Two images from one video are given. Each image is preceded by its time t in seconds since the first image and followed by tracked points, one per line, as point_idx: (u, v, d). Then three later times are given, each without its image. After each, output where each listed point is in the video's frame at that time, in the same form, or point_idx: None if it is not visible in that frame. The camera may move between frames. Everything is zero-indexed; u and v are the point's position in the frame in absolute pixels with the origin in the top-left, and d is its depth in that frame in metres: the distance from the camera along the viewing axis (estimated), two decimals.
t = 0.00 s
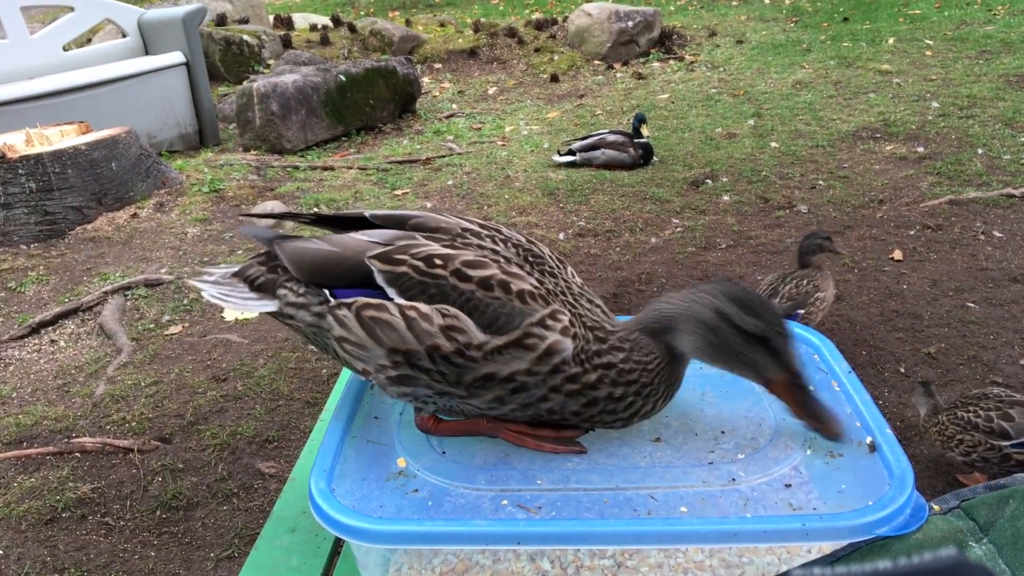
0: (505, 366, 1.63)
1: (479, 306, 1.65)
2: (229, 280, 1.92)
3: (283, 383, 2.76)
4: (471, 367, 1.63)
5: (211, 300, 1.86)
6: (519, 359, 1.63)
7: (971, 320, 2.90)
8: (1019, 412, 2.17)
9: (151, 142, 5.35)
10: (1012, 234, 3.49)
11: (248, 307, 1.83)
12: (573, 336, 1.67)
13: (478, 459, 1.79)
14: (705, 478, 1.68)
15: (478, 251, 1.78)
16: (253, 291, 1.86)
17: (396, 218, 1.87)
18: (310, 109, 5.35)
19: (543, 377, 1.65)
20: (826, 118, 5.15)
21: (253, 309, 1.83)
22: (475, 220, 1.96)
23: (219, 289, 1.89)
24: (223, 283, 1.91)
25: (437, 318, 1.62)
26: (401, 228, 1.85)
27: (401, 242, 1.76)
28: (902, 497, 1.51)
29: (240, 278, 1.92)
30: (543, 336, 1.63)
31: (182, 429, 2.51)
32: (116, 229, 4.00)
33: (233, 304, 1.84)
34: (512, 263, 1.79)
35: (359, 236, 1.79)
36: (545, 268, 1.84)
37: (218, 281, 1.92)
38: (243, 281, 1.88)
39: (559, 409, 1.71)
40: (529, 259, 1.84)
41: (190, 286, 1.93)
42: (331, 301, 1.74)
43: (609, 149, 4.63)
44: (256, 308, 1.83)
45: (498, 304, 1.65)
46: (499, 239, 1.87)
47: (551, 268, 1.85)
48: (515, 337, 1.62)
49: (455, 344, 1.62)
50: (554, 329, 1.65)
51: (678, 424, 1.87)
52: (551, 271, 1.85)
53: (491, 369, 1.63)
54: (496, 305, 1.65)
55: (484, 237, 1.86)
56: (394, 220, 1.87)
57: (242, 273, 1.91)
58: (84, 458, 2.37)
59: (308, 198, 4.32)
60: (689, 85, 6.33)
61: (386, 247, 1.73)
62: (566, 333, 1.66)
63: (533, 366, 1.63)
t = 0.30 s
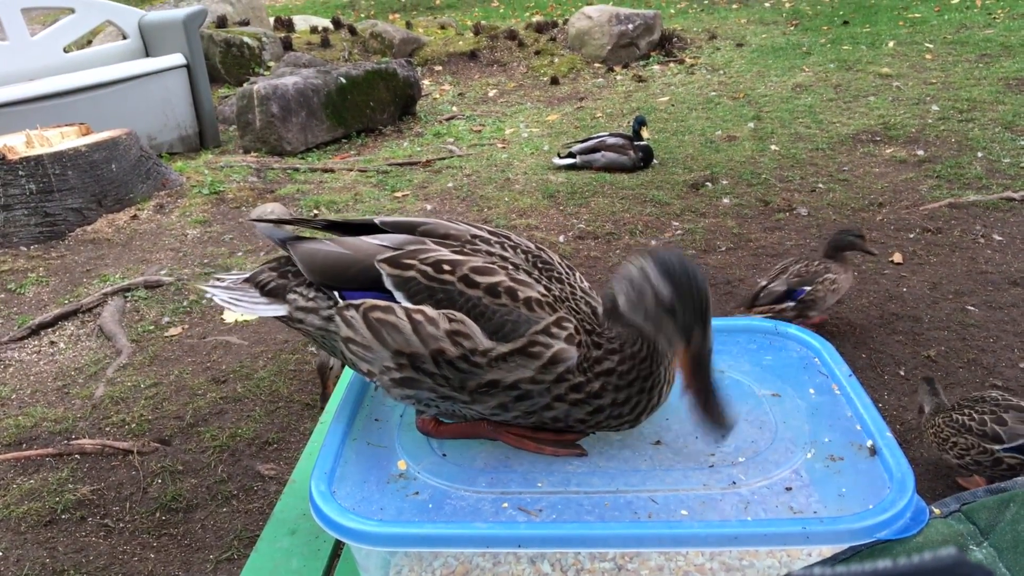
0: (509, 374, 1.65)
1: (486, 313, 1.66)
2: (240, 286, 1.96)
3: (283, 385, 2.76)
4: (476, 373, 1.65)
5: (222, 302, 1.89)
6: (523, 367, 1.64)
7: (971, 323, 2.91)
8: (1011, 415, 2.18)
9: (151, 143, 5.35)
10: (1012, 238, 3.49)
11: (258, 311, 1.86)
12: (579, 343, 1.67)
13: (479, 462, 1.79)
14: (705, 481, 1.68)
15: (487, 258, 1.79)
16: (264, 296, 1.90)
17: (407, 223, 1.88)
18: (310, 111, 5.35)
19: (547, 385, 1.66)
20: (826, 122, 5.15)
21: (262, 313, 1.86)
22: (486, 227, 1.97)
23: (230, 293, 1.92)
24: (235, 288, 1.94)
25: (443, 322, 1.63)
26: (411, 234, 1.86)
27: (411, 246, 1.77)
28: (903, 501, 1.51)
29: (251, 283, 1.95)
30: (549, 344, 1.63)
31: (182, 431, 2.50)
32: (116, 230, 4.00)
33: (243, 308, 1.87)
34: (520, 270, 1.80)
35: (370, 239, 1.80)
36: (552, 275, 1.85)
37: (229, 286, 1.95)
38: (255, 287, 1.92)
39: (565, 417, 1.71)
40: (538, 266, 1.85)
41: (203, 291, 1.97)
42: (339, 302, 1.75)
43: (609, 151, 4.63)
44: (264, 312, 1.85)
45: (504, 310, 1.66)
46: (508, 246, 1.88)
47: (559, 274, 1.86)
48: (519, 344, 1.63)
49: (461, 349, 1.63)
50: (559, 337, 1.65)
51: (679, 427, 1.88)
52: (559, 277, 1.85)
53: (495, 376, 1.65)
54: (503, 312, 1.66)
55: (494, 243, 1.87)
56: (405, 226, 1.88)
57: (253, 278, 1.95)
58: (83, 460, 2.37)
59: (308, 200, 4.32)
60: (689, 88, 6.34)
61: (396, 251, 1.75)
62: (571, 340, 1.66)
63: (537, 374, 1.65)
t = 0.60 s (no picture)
0: (509, 370, 1.61)
1: (491, 311, 1.64)
2: (241, 282, 1.98)
3: (284, 384, 2.76)
4: (480, 371, 1.63)
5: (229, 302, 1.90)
6: (522, 363, 1.60)
7: (972, 323, 2.90)
8: (1011, 412, 2.17)
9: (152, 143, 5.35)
10: (1013, 237, 3.49)
11: (260, 308, 1.89)
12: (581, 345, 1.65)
13: (480, 462, 1.79)
14: (707, 482, 1.68)
15: (492, 256, 1.78)
16: (267, 293, 1.92)
17: (414, 222, 1.89)
18: (311, 111, 5.35)
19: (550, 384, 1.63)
20: (827, 121, 5.15)
21: (265, 311, 1.88)
22: (493, 226, 1.96)
23: (232, 290, 1.94)
24: (235, 285, 1.96)
25: (449, 322, 1.62)
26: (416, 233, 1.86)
27: (417, 245, 1.77)
28: (905, 500, 1.51)
29: (253, 280, 1.97)
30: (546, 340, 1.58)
31: (183, 430, 2.51)
32: (117, 229, 4.01)
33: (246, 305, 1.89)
34: (524, 269, 1.79)
35: (377, 237, 1.80)
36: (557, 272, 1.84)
37: (231, 283, 1.97)
38: (257, 284, 1.94)
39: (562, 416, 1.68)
40: (542, 264, 1.85)
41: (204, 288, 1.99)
42: (343, 300, 1.76)
43: (610, 151, 4.63)
44: (267, 310, 1.88)
45: (510, 309, 1.64)
46: (513, 244, 1.88)
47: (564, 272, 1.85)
48: (518, 341, 1.60)
49: (466, 348, 1.62)
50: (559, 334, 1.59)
51: (680, 427, 1.88)
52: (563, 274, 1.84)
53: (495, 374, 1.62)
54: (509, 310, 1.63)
55: (499, 242, 1.88)
56: (411, 225, 1.88)
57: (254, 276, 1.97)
58: (85, 459, 2.37)
59: (309, 199, 4.32)
60: (690, 87, 6.33)
61: (402, 250, 1.75)
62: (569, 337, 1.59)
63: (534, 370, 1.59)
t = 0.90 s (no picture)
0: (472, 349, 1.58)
1: (452, 293, 1.71)
2: (245, 285, 2.01)
3: (285, 385, 2.76)
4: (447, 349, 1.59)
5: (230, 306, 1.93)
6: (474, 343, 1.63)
7: (973, 324, 2.91)
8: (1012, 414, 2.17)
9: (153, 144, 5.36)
10: (1014, 238, 3.49)
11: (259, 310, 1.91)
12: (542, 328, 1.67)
13: (480, 463, 1.79)
14: (707, 483, 1.68)
15: (472, 245, 1.84)
16: (267, 296, 1.95)
17: (407, 217, 1.95)
18: (312, 112, 5.35)
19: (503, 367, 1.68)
20: (828, 122, 5.15)
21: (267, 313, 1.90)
22: (486, 220, 2.02)
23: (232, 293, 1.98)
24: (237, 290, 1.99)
25: (417, 306, 1.66)
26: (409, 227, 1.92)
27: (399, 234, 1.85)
28: (905, 502, 1.51)
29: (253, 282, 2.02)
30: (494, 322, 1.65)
31: (183, 431, 2.51)
32: (118, 231, 4.01)
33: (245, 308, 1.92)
34: (504, 257, 1.83)
35: (364, 227, 1.89)
36: (547, 265, 1.84)
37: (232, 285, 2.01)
38: (259, 288, 1.96)
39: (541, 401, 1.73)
40: (531, 256, 1.87)
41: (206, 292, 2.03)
42: (335, 300, 1.81)
43: (611, 152, 4.62)
44: (267, 312, 1.90)
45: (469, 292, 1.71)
46: (504, 238, 1.91)
47: (552, 265, 1.85)
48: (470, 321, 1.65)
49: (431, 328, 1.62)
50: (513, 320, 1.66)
51: (680, 429, 1.88)
52: (553, 266, 1.85)
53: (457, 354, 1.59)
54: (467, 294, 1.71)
55: (490, 235, 1.92)
56: (403, 220, 1.95)
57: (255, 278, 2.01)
58: (86, 461, 2.38)
59: (310, 200, 4.32)
60: (691, 88, 6.34)
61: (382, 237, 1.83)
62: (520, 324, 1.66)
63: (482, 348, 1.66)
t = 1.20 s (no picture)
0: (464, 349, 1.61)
1: (451, 292, 1.64)
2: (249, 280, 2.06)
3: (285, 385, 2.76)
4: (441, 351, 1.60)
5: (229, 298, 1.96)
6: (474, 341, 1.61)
7: (973, 325, 2.91)
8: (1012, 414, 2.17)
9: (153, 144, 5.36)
10: (1014, 238, 3.49)
11: (262, 304, 1.95)
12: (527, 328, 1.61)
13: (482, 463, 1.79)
14: (708, 483, 1.68)
15: (469, 244, 1.78)
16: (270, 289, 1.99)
17: (407, 216, 1.92)
18: (312, 112, 5.35)
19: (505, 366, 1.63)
20: (828, 122, 5.15)
21: (267, 307, 1.94)
22: (486, 221, 1.98)
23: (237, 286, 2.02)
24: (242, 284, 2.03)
25: (414, 305, 1.65)
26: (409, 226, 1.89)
27: (399, 233, 1.81)
28: (905, 501, 1.51)
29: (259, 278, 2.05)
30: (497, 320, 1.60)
31: (183, 431, 2.51)
32: (119, 230, 4.01)
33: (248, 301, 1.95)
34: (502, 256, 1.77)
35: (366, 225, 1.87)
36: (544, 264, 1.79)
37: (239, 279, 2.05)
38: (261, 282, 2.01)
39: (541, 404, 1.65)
40: (530, 257, 1.81)
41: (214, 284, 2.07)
42: (334, 293, 1.82)
43: (610, 152, 4.62)
44: (268, 306, 1.94)
45: (466, 292, 1.64)
46: (502, 238, 1.86)
47: (551, 266, 1.79)
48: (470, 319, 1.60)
49: (428, 328, 1.62)
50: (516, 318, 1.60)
51: (681, 428, 1.88)
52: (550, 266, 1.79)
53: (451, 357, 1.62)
54: (464, 292, 1.64)
55: (489, 236, 1.86)
56: (404, 219, 1.91)
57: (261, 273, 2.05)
58: (86, 460, 2.37)
59: (310, 200, 4.32)
60: (691, 88, 6.34)
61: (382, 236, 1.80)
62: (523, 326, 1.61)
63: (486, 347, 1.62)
